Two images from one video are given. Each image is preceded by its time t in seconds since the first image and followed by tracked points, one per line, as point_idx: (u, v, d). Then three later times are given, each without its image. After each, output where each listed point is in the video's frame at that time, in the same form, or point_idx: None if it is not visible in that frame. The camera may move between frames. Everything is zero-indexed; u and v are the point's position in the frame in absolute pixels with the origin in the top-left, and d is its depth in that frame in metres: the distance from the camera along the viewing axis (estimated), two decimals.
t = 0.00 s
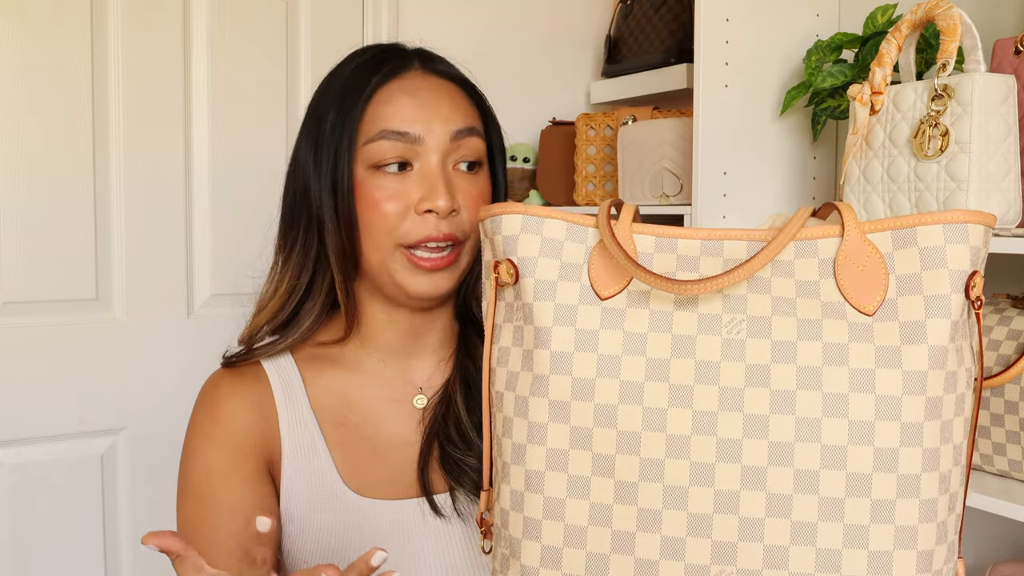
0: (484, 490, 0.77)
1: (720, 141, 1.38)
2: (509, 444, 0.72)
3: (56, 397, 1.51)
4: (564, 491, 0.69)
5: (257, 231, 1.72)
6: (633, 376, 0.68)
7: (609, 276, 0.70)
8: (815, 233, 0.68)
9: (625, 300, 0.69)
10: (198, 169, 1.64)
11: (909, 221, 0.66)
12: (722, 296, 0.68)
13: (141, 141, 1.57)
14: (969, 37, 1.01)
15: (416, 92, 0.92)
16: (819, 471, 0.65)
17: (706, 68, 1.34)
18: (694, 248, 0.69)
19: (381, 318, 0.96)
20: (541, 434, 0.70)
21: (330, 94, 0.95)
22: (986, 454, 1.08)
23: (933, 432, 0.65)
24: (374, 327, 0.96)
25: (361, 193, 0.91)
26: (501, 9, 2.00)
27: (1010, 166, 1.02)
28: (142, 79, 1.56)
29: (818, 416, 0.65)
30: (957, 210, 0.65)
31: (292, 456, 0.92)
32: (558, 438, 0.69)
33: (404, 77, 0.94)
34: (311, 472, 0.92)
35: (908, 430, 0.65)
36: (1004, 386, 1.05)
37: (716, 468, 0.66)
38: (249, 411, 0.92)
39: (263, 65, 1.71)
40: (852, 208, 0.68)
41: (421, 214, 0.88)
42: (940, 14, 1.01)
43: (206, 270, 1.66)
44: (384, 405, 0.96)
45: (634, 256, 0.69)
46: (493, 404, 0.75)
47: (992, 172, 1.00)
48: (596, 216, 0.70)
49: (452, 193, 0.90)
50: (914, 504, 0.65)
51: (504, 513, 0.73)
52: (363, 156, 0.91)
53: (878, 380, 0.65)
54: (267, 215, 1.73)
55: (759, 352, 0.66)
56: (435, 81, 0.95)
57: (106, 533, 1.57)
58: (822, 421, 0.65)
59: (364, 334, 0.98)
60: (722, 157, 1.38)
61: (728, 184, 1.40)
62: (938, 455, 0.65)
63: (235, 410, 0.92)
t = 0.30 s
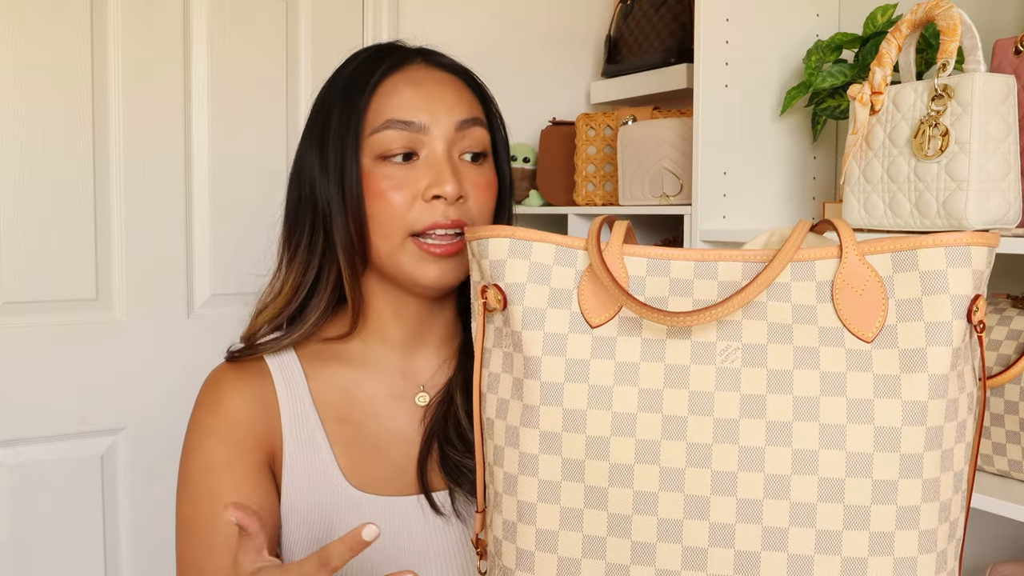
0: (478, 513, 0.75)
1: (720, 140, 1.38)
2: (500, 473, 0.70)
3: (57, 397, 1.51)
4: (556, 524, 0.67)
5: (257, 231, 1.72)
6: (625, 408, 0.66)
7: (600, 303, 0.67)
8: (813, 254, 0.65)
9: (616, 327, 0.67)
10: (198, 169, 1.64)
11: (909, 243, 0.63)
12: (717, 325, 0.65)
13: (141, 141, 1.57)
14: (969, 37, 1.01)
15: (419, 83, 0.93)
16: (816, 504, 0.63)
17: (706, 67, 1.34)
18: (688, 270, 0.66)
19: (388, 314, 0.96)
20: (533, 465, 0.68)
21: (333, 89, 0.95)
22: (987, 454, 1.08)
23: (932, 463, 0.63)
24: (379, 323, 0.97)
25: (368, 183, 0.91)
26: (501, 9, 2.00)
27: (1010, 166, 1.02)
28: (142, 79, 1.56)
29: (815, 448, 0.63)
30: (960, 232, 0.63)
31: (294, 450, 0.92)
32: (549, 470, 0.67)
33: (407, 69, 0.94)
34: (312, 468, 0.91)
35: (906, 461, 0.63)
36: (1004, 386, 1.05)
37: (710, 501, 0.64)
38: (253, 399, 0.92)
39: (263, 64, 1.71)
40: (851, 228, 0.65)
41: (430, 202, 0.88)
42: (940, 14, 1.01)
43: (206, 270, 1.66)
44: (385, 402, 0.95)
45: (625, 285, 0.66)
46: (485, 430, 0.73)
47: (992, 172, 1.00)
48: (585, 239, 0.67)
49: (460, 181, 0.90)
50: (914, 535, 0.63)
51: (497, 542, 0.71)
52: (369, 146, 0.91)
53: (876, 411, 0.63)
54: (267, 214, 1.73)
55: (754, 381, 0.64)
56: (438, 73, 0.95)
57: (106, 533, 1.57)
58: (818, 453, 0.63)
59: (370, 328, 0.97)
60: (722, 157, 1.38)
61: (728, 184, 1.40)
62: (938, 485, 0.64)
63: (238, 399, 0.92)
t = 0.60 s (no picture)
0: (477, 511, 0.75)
1: (721, 140, 1.38)
2: (496, 476, 0.71)
3: (57, 397, 1.51)
4: (549, 529, 0.68)
5: (257, 231, 1.72)
6: (621, 416, 0.66)
7: (598, 309, 0.67)
8: (821, 263, 0.64)
9: (614, 333, 0.67)
10: (198, 169, 1.64)
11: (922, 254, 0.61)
12: (717, 334, 0.64)
13: (141, 142, 1.57)
14: (969, 37, 1.01)
15: (432, 79, 0.93)
16: (811, 522, 0.62)
17: (706, 67, 1.34)
18: (690, 275, 0.66)
19: (406, 303, 0.94)
20: (527, 470, 0.68)
21: (349, 88, 0.95)
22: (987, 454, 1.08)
23: (938, 483, 0.61)
24: (396, 310, 0.95)
25: (383, 176, 0.91)
26: (501, 9, 2.00)
27: (1010, 166, 1.02)
28: (142, 79, 1.56)
29: (813, 465, 0.62)
30: (975, 245, 0.61)
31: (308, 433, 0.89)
32: (544, 474, 0.68)
33: (420, 66, 0.95)
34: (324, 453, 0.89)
35: (909, 483, 0.61)
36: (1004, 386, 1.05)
37: (704, 515, 0.63)
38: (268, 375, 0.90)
39: (263, 65, 1.71)
40: (860, 235, 0.64)
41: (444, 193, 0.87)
42: (940, 14, 1.02)
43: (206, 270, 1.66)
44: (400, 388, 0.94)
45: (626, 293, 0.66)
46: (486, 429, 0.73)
47: (992, 172, 1.00)
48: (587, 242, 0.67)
49: (474, 174, 0.90)
50: (914, 559, 0.61)
51: (493, 545, 0.72)
52: (383, 140, 0.91)
53: (878, 429, 0.61)
54: (267, 215, 1.73)
55: (753, 393, 0.63)
56: (452, 69, 0.96)
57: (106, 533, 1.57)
58: (816, 471, 0.62)
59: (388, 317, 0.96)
60: (722, 158, 1.38)
61: (728, 184, 1.40)
62: (942, 507, 0.62)
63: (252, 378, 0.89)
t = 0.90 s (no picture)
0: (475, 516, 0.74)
1: (721, 140, 1.38)
2: (491, 487, 0.71)
3: (57, 397, 1.51)
4: (543, 543, 0.67)
5: (257, 231, 1.72)
6: (615, 431, 0.65)
7: (593, 323, 0.67)
8: (819, 277, 0.63)
9: (608, 349, 0.67)
10: (198, 169, 1.64)
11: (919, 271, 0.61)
12: (712, 350, 0.64)
13: (141, 141, 1.57)
14: (969, 37, 1.00)
15: (444, 85, 0.93)
16: (804, 541, 0.62)
17: (706, 67, 1.34)
18: (687, 289, 0.66)
19: (407, 303, 0.94)
20: (522, 482, 0.68)
21: (363, 88, 0.96)
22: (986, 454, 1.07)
23: (932, 500, 0.62)
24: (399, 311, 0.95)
25: (388, 178, 0.91)
26: (501, 9, 2.00)
27: (1010, 166, 1.02)
28: (142, 79, 1.56)
29: (806, 483, 0.62)
30: (973, 262, 0.61)
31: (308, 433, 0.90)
32: (537, 488, 0.68)
33: (434, 71, 0.95)
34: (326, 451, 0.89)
35: (902, 501, 0.61)
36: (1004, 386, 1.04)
37: (697, 530, 0.63)
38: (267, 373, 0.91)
39: (263, 65, 1.71)
40: (859, 251, 0.63)
41: (445, 198, 0.87)
42: (940, 14, 1.02)
43: (206, 270, 1.66)
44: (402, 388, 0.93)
45: (619, 308, 0.66)
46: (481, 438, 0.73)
47: (992, 172, 1.00)
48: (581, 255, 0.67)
49: (478, 181, 0.89)
50: None
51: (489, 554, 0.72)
52: (391, 142, 0.91)
53: (872, 450, 0.61)
54: (268, 215, 1.73)
55: (747, 413, 0.63)
56: (466, 76, 0.95)
57: (106, 533, 1.58)
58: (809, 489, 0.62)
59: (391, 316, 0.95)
60: (722, 158, 1.38)
61: (728, 184, 1.40)
62: (936, 524, 0.62)
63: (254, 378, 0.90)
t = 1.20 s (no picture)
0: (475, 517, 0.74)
1: (721, 140, 1.38)
2: (489, 486, 0.71)
3: (57, 397, 1.51)
4: (541, 541, 0.68)
5: (258, 230, 1.72)
6: (613, 431, 0.65)
7: (591, 323, 0.67)
8: (817, 278, 0.63)
9: (606, 348, 0.66)
10: (198, 169, 1.64)
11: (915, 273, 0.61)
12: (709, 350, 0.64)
13: (141, 141, 1.57)
14: (969, 37, 1.00)
15: (436, 88, 0.92)
16: (800, 541, 0.62)
17: (706, 67, 1.34)
18: (685, 289, 0.66)
19: (406, 303, 0.94)
20: (520, 481, 0.68)
21: (356, 93, 0.96)
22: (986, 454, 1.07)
23: (928, 501, 0.62)
24: (399, 311, 0.95)
25: (382, 183, 0.91)
26: (501, 9, 2.00)
27: (1010, 166, 1.02)
28: (142, 78, 1.56)
29: (804, 482, 0.62)
30: (970, 263, 0.61)
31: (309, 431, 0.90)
32: (535, 487, 0.68)
33: (426, 73, 0.94)
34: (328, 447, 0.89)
35: (898, 501, 0.61)
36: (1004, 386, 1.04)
37: (694, 530, 0.63)
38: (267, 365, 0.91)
39: (263, 64, 1.71)
40: (856, 252, 0.63)
41: (438, 203, 0.87)
42: (940, 14, 1.02)
43: (206, 270, 1.66)
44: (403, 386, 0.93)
45: (618, 308, 0.66)
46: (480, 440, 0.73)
47: (992, 172, 1.00)
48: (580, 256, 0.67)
49: (471, 185, 0.89)
50: None
51: (487, 553, 0.72)
52: (383, 147, 0.91)
53: (869, 449, 0.61)
54: (268, 215, 1.73)
55: (745, 412, 0.63)
56: (458, 78, 0.95)
57: (105, 533, 1.58)
58: (807, 489, 0.62)
59: (392, 316, 0.96)
60: (722, 158, 1.38)
61: (728, 184, 1.40)
62: (932, 526, 0.62)
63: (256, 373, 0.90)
